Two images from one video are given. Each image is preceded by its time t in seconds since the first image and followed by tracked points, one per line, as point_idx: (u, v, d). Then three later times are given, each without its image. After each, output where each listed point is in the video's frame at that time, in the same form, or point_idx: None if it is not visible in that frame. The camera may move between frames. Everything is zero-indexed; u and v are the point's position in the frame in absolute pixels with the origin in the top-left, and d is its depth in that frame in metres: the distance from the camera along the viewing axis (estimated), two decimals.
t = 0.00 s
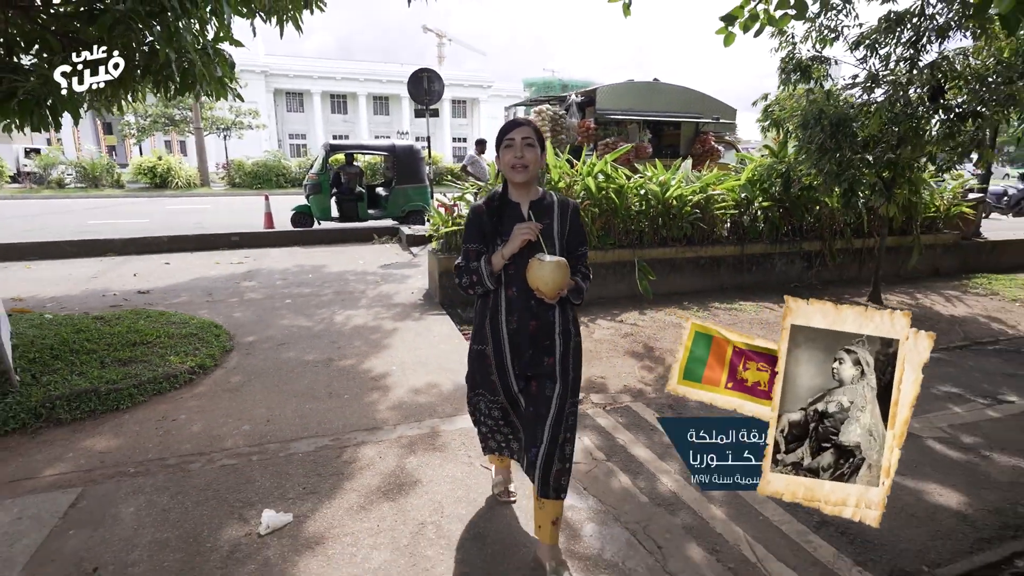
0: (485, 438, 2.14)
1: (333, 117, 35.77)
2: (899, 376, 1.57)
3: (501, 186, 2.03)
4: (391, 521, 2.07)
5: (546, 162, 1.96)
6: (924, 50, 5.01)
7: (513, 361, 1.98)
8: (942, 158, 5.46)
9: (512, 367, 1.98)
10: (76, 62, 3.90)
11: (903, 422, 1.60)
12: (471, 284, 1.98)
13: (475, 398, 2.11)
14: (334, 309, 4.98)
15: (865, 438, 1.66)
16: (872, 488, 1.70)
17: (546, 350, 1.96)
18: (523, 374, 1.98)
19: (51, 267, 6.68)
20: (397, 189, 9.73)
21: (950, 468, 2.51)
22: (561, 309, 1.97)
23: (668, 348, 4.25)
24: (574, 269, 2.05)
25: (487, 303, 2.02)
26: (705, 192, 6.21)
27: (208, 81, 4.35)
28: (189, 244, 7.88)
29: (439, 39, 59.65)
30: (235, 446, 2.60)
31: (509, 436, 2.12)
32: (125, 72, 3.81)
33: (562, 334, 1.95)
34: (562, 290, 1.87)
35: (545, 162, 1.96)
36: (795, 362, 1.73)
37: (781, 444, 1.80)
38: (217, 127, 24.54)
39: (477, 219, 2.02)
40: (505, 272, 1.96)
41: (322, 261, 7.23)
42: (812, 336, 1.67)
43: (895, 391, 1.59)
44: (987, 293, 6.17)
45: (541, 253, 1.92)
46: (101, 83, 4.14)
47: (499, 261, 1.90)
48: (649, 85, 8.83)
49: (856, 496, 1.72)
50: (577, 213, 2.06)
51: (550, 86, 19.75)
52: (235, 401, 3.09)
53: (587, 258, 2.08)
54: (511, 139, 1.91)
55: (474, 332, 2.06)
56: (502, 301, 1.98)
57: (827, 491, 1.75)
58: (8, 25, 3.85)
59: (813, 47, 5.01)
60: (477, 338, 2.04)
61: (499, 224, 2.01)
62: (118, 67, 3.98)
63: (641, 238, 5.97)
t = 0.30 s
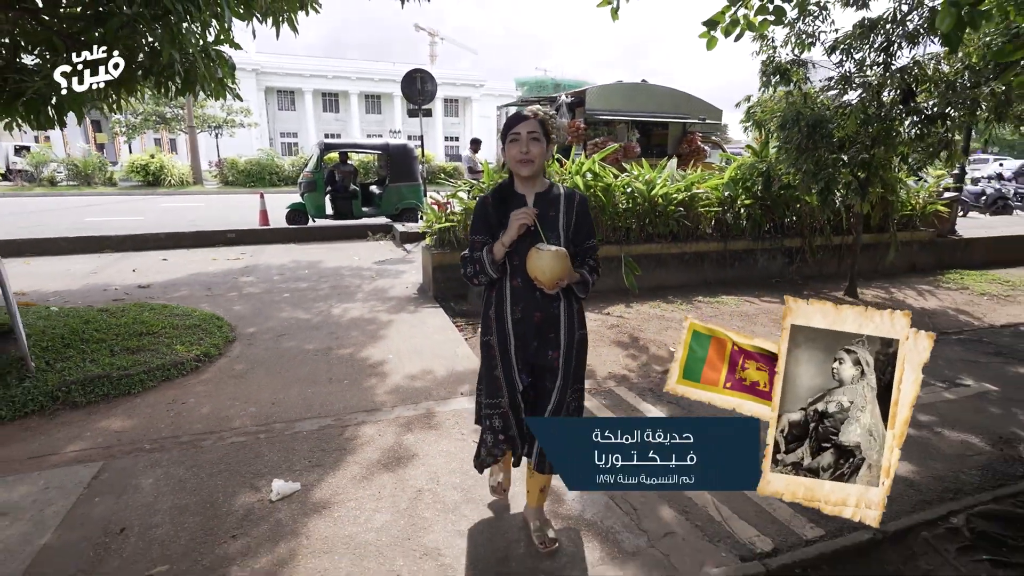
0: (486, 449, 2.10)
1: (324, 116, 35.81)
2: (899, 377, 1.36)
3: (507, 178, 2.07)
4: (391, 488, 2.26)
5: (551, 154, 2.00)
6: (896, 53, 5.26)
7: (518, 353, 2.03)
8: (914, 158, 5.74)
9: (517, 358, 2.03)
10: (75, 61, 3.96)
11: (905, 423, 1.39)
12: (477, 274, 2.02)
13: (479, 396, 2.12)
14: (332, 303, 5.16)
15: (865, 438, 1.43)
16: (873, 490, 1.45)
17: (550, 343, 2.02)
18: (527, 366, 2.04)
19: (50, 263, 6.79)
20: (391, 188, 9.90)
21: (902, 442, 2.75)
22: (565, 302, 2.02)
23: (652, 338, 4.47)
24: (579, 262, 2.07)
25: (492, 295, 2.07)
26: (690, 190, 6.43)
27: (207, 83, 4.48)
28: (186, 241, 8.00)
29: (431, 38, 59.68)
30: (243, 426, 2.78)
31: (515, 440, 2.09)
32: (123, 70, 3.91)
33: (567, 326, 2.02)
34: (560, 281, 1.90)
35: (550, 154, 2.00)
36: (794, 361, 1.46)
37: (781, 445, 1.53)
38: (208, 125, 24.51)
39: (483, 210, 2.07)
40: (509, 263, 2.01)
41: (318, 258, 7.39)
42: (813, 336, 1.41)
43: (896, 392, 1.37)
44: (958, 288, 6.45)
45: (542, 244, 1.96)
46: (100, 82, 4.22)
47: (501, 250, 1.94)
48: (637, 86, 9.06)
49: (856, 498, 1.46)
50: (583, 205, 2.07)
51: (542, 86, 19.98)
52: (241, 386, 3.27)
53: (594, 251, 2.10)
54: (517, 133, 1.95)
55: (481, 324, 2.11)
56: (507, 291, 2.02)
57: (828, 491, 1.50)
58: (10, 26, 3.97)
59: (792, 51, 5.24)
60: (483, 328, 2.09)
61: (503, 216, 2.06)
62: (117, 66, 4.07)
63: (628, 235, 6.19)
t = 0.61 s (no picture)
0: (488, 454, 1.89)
1: (316, 116, 35.87)
2: (898, 377, 1.10)
3: (507, 180, 2.03)
4: (394, 460, 2.45)
5: (552, 157, 1.96)
6: (870, 55, 5.51)
7: (519, 351, 1.94)
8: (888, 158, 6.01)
9: (518, 357, 1.94)
10: (75, 62, 4.10)
11: (906, 424, 1.12)
12: (477, 275, 1.97)
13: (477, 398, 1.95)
14: (329, 297, 5.33)
15: (865, 439, 1.15)
16: (873, 490, 1.16)
17: (548, 340, 1.97)
18: (527, 365, 1.96)
19: (49, 261, 6.91)
20: (385, 186, 10.07)
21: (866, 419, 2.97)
22: (563, 301, 1.99)
23: (638, 329, 4.68)
24: (575, 263, 2.05)
25: (490, 294, 2.00)
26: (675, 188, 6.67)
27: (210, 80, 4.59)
28: (183, 240, 8.13)
29: (422, 37, 59.75)
30: (253, 408, 2.97)
31: (515, 445, 1.90)
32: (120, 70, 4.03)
33: (566, 324, 1.99)
34: (555, 282, 1.88)
35: (551, 157, 1.96)
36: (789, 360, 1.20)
37: (779, 443, 1.22)
38: (200, 124, 24.54)
39: (484, 210, 2.01)
40: (510, 264, 1.96)
41: (314, 255, 7.54)
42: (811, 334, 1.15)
43: (894, 391, 1.12)
44: (932, 281, 6.73)
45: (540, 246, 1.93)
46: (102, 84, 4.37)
47: (502, 254, 1.89)
48: (625, 86, 9.29)
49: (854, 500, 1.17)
50: (581, 207, 2.07)
51: (534, 86, 20.20)
52: (247, 373, 3.45)
53: (589, 252, 2.09)
54: (516, 139, 1.90)
55: (479, 323, 2.00)
56: (507, 290, 1.96)
57: (827, 491, 1.20)
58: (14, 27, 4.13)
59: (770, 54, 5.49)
60: (482, 324, 1.99)
61: (505, 218, 2.00)
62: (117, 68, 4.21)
63: (616, 231, 6.40)
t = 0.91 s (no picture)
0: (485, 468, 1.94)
1: (306, 115, 35.87)
2: (899, 377, 0.98)
3: (492, 186, 2.06)
4: (393, 435, 2.67)
5: (537, 162, 2.03)
6: (840, 60, 5.80)
7: (512, 361, 1.98)
8: (860, 157, 6.31)
9: (512, 367, 1.99)
10: (75, 62, 4.33)
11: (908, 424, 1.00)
12: (464, 283, 1.93)
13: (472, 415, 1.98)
14: (326, 292, 5.52)
15: (865, 439, 1.03)
16: (874, 491, 1.04)
17: (542, 348, 2.01)
18: (520, 374, 2.01)
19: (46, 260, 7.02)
20: (377, 186, 10.25)
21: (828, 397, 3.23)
22: (552, 306, 2.04)
23: (621, 320, 4.93)
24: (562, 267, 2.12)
25: (480, 305, 1.98)
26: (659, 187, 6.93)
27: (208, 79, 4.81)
28: (179, 238, 8.27)
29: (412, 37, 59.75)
30: (260, 391, 3.18)
31: (512, 457, 1.97)
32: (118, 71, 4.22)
33: (556, 331, 2.04)
34: (551, 285, 1.89)
35: (536, 162, 2.03)
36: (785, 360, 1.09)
37: (778, 443, 1.10)
38: (189, 124, 24.51)
39: (469, 218, 2.01)
40: (499, 271, 1.95)
41: (308, 253, 7.71)
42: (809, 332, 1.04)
43: (894, 391, 0.99)
44: (903, 275, 7.05)
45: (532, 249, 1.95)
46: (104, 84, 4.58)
47: (493, 259, 1.88)
48: (612, 88, 9.56)
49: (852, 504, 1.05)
50: (565, 213, 2.15)
51: (523, 86, 20.43)
52: (252, 362, 3.65)
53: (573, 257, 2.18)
54: (505, 141, 1.96)
55: (468, 336, 2.00)
56: (498, 300, 1.96)
57: (827, 491, 1.07)
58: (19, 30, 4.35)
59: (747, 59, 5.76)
60: (473, 341, 1.99)
61: (491, 224, 2.01)
62: (116, 68, 4.40)
63: (602, 228, 6.65)
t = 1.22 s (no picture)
0: (467, 448, 2.09)
1: (296, 114, 35.85)
2: (898, 377, 0.97)
3: (476, 181, 2.12)
4: (390, 416, 2.89)
5: (519, 157, 2.08)
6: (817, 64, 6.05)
7: (495, 355, 2.02)
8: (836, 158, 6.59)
9: (494, 359, 2.03)
10: (76, 63, 4.54)
11: (907, 423, 0.99)
12: (452, 276, 1.99)
13: (455, 402, 2.09)
14: (322, 288, 5.71)
15: (865, 439, 1.01)
16: (874, 490, 1.02)
17: (525, 339, 2.03)
18: (504, 365, 2.05)
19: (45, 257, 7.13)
20: (370, 186, 10.43)
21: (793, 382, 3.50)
22: (537, 299, 2.07)
23: (607, 313, 5.16)
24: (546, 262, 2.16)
25: (464, 299, 2.04)
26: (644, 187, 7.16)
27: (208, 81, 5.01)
28: (174, 236, 8.40)
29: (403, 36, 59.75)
30: (263, 379, 3.38)
31: (493, 439, 2.10)
32: (118, 72, 4.38)
33: (539, 324, 2.06)
34: (538, 281, 1.94)
35: (518, 157, 2.07)
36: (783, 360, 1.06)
37: (778, 444, 1.06)
38: (180, 123, 24.50)
39: (454, 213, 2.09)
40: (485, 264, 2.01)
41: (303, 251, 7.88)
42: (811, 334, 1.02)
43: (895, 392, 0.98)
44: (877, 271, 7.35)
45: (516, 244, 2.00)
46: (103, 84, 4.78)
47: (480, 252, 1.95)
48: (599, 90, 9.83)
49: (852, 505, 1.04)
50: (548, 208, 2.18)
51: (513, 86, 20.68)
52: (254, 352, 3.84)
53: (557, 252, 2.21)
54: (487, 136, 2.01)
55: (449, 331, 2.06)
56: (481, 294, 2.01)
57: (827, 491, 1.05)
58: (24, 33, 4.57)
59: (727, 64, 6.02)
60: (454, 335, 2.04)
61: (475, 219, 2.08)
62: (115, 69, 4.58)
63: (590, 227, 6.88)
